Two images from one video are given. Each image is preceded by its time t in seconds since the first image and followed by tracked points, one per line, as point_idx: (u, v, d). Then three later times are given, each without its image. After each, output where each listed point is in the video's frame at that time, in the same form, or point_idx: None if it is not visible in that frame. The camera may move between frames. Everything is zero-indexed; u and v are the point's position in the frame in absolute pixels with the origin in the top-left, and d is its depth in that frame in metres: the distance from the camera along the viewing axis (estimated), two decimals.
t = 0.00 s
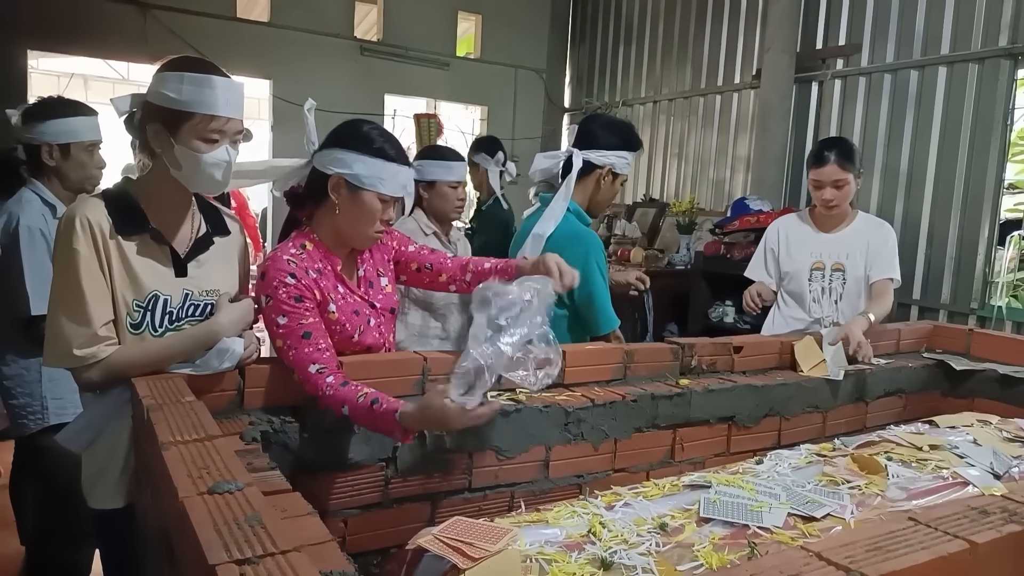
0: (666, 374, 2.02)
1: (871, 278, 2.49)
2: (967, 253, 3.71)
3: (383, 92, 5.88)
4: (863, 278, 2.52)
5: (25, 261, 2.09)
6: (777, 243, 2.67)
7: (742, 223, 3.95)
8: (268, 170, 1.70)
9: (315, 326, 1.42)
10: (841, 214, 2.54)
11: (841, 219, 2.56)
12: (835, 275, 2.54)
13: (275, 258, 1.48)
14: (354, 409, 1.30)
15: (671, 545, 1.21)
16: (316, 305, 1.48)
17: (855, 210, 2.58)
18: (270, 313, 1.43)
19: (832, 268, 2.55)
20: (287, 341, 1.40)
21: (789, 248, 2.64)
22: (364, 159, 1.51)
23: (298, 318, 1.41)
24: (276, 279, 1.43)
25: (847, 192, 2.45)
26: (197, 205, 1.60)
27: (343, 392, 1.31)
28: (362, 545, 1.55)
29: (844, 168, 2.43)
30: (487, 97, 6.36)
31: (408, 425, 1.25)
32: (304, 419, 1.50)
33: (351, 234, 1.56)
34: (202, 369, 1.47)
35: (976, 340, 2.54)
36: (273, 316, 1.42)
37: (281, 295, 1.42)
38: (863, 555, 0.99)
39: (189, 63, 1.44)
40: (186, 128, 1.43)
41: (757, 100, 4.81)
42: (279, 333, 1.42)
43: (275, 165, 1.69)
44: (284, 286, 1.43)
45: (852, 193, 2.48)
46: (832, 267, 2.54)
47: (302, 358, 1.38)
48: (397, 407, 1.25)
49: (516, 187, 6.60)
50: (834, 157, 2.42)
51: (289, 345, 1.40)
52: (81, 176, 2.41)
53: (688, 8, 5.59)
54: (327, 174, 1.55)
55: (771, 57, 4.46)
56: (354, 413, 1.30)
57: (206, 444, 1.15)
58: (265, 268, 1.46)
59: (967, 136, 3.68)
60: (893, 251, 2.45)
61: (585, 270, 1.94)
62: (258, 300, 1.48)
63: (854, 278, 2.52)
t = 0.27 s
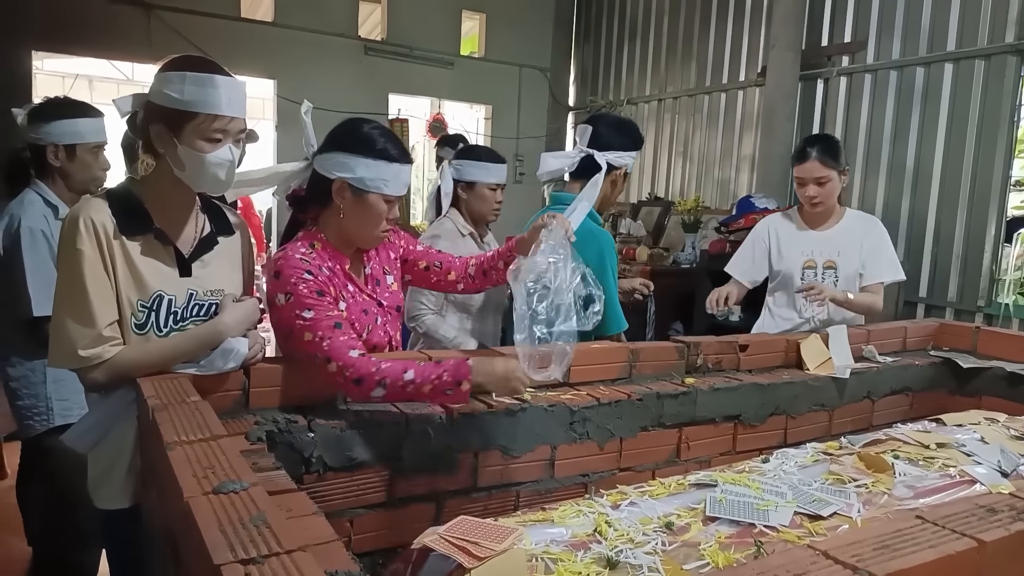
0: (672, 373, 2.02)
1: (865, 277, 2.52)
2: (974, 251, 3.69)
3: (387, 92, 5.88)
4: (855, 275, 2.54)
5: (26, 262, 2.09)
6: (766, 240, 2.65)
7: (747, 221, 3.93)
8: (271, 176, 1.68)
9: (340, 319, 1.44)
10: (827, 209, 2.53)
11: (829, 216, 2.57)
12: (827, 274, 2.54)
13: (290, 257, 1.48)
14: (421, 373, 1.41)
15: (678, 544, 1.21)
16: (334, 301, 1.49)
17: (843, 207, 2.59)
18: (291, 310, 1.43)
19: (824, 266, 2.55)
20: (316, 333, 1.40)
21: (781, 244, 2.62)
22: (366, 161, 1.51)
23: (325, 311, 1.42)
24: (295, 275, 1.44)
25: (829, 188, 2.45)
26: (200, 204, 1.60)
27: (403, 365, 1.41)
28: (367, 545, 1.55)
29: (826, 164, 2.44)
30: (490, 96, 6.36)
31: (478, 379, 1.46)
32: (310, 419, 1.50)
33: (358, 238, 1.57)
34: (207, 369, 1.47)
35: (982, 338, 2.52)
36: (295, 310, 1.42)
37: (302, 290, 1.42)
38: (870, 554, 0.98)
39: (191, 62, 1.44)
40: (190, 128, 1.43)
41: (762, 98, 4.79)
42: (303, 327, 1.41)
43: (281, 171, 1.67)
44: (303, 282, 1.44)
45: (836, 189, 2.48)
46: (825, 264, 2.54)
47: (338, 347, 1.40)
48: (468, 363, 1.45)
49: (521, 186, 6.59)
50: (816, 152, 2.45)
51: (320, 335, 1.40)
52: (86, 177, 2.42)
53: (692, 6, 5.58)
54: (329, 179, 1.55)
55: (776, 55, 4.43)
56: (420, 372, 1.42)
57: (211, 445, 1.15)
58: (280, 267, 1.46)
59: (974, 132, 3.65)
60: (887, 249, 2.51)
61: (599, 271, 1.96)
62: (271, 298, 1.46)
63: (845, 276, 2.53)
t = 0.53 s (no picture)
0: (677, 370, 2.01)
1: (834, 278, 2.53)
2: (979, 247, 3.67)
3: (390, 90, 5.88)
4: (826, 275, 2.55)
5: (27, 261, 2.09)
6: (742, 232, 2.65)
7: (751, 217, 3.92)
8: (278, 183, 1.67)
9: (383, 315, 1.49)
10: (800, 206, 2.52)
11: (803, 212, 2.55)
12: (800, 272, 2.55)
13: (322, 254, 1.49)
14: (473, 362, 1.52)
15: (683, 541, 1.21)
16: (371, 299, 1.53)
17: (816, 204, 2.59)
18: (334, 309, 1.45)
19: (797, 265, 2.55)
20: (366, 327, 1.45)
21: (756, 240, 2.61)
22: (377, 163, 1.52)
23: (368, 307, 1.47)
24: (333, 273, 1.46)
25: (801, 183, 2.42)
26: (204, 203, 1.60)
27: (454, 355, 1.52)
28: (372, 543, 1.55)
29: (797, 158, 2.42)
30: (494, 94, 6.35)
31: (523, 371, 1.58)
32: (315, 416, 1.50)
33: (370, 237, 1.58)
34: (211, 367, 1.47)
35: (988, 334, 2.51)
36: (340, 306, 1.45)
37: (345, 288, 1.46)
38: (877, 551, 0.98)
39: (194, 61, 1.44)
40: (193, 127, 1.43)
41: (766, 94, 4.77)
42: (349, 322, 1.45)
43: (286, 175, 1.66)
44: (343, 279, 1.47)
45: (809, 185, 2.45)
46: (797, 262, 2.54)
47: (390, 341, 1.45)
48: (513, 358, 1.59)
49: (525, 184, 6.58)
50: (787, 146, 2.42)
51: (371, 329, 1.45)
52: (91, 177, 2.42)
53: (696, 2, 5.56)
54: (340, 182, 1.56)
55: (780, 51, 4.40)
56: (472, 362, 1.53)
57: (216, 442, 1.15)
58: (315, 265, 1.46)
59: (979, 128, 3.63)
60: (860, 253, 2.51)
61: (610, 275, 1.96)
62: (304, 294, 1.47)
63: (816, 275, 2.54)
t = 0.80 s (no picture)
0: (682, 370, 2.01)
1: (816, 277, 2.58)
2: (986, 247, 3.66)
3: (395, 91, 5.88)
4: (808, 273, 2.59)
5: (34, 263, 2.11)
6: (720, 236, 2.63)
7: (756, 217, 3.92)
8: (291, 185, 1.64)
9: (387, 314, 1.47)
10: (779, 206, 2.52)
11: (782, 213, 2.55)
12: (782, 273, 2.56)
13: (329, 253, 1.49)
14: (473, 355, 1.52)
15: (688, 542, 1.20)
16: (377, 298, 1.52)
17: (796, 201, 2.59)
18: (339, 308, 1.45)
19: (779, 266, 2.56)
20: (367, 329, 1.44)
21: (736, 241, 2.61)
22: (394, 164, 1.53)
23: (371, 307, 1.46)
24: (339, 272, 1.46)
25: (779, 185, 2.43)
26: (209, 203, 1.61)
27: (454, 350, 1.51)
28: (377, 543, 1.55)
29: (774, 161, 2.41)
30: (498, 94, 6.34)
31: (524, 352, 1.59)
32: (319, 416, 1.51)
33: (381, 238, 1.59)
34: (217, 368, 1.48)
35: (995, 334, 2.50)
36: (344, 305, 1.45)
37: (350, 288, 1.45)
38: (883, 552, 0.97)
39: (199, 61, 1.44)
40: (197, 127, 1.43)
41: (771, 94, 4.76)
42: (352, 323, 1.45)
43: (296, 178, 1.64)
44: (348, 279, 1.46)
45: (786, 186, 2.46)
46: (779, 264, 2.56)
47: (391, 341, 1.44)
48: (514, 342, 1.57)
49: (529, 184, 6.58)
50: (762, 149, 2.41)
51: (372, 330, 1.43)
52: (102, 179, 2.44)
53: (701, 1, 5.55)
54: (356, 184, 1.55)
55: (784, 51, 4.37)
56: (472, 356, 1.52)
57: (220, 443, 1.16)
58: (321, 263, 1.47)
59: (985, 128, 3.62)
60: (841, 250, 2.57)
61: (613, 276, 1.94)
62: (310, 292, 1.48)
63: (798, 275, 2.57)
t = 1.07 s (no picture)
0: (685, 371, 2.01)
1: (812, 279, 2.57)
2: (989, 248, 3.65)
3: (398, 92, 5.89)
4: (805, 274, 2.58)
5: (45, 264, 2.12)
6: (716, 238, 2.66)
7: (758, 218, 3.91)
8: (291, 196, 1.62)
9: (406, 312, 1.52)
10: (770, 210, 2.53)
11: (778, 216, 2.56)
12: (776, 276, 2.57)
13: (345, 256, 1.51)
14: (497, 347, 1.61)
15: (690, 543, 1.20)
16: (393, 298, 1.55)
17: (793, 201, 2.58)
18: (364, 309, 1.48)
19: (774, 268, 2.56)
20: (398, 324, 1.49)
21: (729, 244, 2.64)
22: (396, 163, 1.56)
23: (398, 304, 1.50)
24: (361, 275, 1.49)
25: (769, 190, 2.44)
26: (212, 204, 1.61)
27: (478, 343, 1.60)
28: (380, 544, 1.55)
29: (762, 169, 2.42)
30: (501, 95, 6.34)
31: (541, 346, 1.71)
32: (322, 417, 1.51)
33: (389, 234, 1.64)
34: (220, 369, 1.48)
35: (998, 336, 2.50)
36: (370, 306, 1.48)
37: (373, 288, 1.48)
38: (885, 554, 0.97)
39: (203, 62, 1.44)
40: (201, 128, 1.44)
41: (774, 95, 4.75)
42: (381, 321, 1.48)
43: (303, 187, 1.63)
44: (370, 280, 1.50)
45: (776, 191, 2.46)
46: (773, 267, 2.56)
47: (422, 335, 1.51)
48: (525, 341, 1.70)
49: (532, 185, 6.58)
50: (749, 158, 2.42)
51: (404, 325, 1.49)
52: (112, 180, 2.41)
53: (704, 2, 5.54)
54: (359, 188, 1.56)
55: (787, 52, 4.36)
56: (494, 348, 1.61)
57: (223, 443, 1.16)
58: (341, 267, 1.49)
59: (989, 130, 3.61)
60: (839, 251, 2.55)
61: (609, 276, 1.93)
62: (331, 297, 1.50)
63: (794, 276, 2.57)
